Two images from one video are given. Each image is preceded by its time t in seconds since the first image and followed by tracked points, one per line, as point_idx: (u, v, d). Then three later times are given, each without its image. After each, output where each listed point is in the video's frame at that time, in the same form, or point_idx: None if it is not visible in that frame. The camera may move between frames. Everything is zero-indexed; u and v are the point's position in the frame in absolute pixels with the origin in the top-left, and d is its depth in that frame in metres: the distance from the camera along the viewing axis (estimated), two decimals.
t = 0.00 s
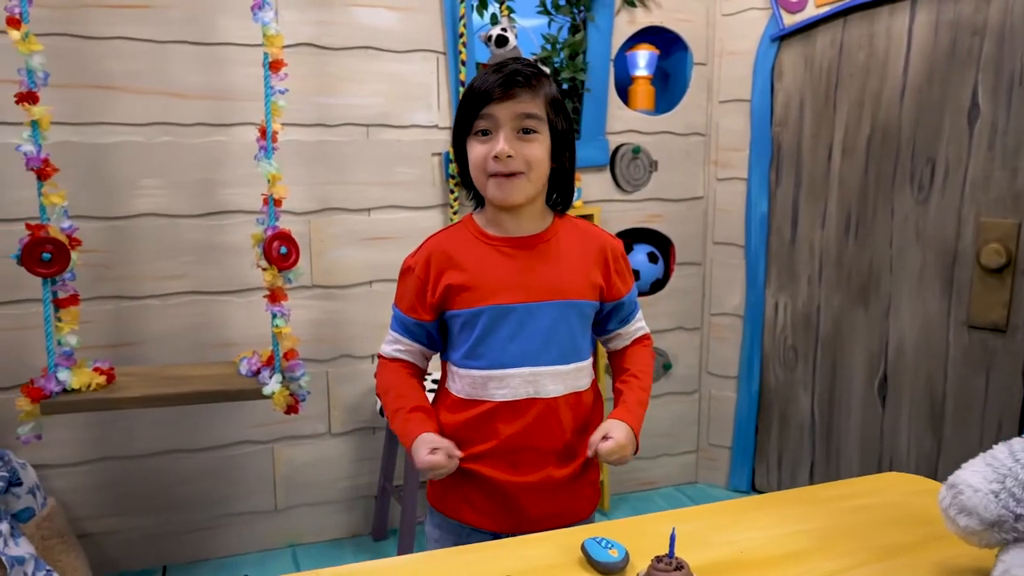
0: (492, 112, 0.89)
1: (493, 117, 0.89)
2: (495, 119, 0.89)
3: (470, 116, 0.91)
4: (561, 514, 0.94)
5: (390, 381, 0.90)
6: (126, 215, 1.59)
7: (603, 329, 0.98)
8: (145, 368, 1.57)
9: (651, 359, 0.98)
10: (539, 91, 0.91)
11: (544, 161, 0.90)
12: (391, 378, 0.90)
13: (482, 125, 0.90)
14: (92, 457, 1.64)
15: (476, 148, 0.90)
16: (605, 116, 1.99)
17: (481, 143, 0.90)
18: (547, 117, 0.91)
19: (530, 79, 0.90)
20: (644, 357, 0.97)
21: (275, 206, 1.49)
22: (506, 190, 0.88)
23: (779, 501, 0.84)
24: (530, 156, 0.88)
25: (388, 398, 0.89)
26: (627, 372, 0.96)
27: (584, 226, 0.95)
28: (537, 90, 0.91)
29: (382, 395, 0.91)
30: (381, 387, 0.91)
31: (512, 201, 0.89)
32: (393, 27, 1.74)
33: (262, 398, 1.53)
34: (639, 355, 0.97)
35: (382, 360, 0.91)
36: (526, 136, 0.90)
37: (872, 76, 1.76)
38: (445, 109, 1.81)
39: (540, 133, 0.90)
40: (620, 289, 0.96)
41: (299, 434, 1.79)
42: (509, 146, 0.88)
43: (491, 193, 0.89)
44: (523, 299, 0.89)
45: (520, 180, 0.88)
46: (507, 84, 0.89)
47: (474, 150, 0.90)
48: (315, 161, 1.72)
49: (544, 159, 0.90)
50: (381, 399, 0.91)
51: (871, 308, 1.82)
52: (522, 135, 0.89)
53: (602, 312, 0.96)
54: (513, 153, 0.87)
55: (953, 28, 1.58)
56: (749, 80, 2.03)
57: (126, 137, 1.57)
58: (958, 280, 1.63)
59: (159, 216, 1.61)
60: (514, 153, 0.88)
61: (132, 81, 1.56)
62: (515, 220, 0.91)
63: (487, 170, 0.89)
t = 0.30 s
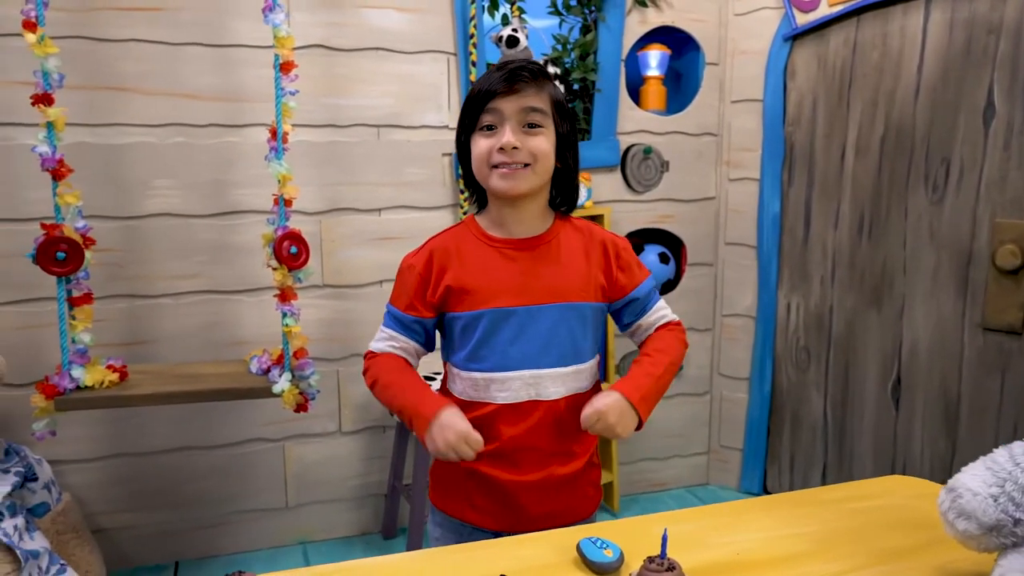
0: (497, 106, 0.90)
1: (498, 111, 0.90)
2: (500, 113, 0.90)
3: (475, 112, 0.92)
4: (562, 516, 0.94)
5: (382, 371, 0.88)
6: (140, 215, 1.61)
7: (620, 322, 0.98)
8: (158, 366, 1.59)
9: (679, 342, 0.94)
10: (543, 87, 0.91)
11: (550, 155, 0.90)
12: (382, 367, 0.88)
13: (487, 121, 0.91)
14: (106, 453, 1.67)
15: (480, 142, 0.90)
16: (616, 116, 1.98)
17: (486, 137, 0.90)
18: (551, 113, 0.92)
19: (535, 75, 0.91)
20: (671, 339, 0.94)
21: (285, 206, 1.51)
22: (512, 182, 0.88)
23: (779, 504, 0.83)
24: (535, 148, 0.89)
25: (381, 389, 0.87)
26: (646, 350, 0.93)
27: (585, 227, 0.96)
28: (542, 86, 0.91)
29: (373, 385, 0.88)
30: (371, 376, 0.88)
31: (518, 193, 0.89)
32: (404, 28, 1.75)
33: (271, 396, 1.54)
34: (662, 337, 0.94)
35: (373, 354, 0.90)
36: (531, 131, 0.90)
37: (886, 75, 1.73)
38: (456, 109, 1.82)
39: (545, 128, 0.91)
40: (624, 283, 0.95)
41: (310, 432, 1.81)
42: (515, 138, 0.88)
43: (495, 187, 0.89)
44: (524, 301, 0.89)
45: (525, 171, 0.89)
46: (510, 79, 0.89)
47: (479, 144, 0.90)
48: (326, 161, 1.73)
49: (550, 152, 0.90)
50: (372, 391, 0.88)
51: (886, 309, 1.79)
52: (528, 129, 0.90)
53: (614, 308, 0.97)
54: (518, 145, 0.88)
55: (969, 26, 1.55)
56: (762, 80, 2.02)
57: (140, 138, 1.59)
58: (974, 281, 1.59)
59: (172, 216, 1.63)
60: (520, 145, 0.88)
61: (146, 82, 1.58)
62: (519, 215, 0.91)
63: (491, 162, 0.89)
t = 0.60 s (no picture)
0: (504, 115, 0.89)
1: (506, 119, 0.89)
2: (508, 121, 0.89)
3: (479, 121, 0.91)
4: (559, 510, 0.95)
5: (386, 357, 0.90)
6: (157, 214, 1.64)
7: (616, 323, 0.97)
8: (173, 363, 1.62)
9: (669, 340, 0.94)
10: (546, 89, 0.91)
11: (559, 159, 0.91)
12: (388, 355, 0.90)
13: (494, 130, 0.90)
14: (123, 448, 1.70)
15: (491, 153, 0.90)
16: (628, 116, 1.98)
17: (495, 147, 0.90)
18: (556, 115, 0.92)
19: (536, 79, 0.91)
20: (663, 338, 0.94)
21: (297, 206, 1.53)
22: (526, 190, 0.89)
23: (776, 504, 0.83)
24: (546, 154, 0.89)
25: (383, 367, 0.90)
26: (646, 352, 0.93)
27: (592, 226, 0.95)
28: (544, 88, 0.91)
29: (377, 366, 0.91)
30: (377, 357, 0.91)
31: (532, 200, 0.90)
32: (417, 29, 1.76)
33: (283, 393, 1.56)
34: (652, 334, 0.94)
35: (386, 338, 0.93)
36: (539, 135, 0.90)
37: (902, 74, 1.68)
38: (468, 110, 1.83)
39: (552, 131, 0.91)
40: (629, 287, 0.95)
41: (322, 429, 1.83)
42: (526, 146, 0.88)
43: (512, 197, 0.89)
44: (522, 304, 0.90)
45: (539, 178, 0.89)
46: (514, 86, 0.89)
47: (490, 155, 0.90)
48: (339, 162, 1.75)
49: (558, 155, 0.91)
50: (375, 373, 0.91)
51: (901, 311, 1.73)
52: (535, 134, 0.90)
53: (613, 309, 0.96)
54: (530, 152, 0.88)
55: (985, 25, 1.49)
56: (776, 79, 2.00)
57: (156, 139, 1.62)
58: (991, 283, 1.52)
59: (188, 216, 1.66)
60: (532, 153, 0.88)
61: (163, 84, 1.60)
62: (532, 219, 0.92)
63: (505, 173, 0.89)
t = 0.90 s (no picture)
0: (500, 115, 0.90)
1: (502, 119, 0.90)
2: (504, 120, 0.90)
3: (475, 121, 0.92)
4: (548, 506, 0.97)
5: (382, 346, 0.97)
6: (170, 212, 1.67)
7: (604, 325, 0.99)
8: (185, 357, 1.65)
9: (653, 342, 0.98)
10: (540, 87, 0.92)
11: (555, 156, 0.92)
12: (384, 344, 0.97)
13: (490, 129, 0.91)
14: (136, 441, 1.73)
15: (488, 152, 0.91)
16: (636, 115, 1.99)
17: (492, 147, 0.91)
18: (551, 112, 0.93)
19: (530, 78, 0.92)
20: (647, 341, 0.98)
21: (307, 204, 1.55)
22: (524, 188, 0.90)
23: (769, 498, 0.84)
24: (542, 151, 0.90)
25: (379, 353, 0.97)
26: (639, 357, 0.96)
27: (585, 225, 0.97)
28: (537, 86, 0.93)
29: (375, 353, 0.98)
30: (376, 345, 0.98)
31: (530, 196, 0.91)
32: (426, 29, 1.78)
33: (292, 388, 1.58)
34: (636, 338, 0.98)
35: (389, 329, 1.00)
36: (534, 133, 0.91)
37: (911, 72, 1.65)
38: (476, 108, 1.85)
39: (547, 128, 0.92)
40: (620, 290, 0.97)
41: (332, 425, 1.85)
42: (523, 145, 0.89)
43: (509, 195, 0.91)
44: (512, 295, 0.92)
45: (536, 175, 0.90)
46: (509, 85, 0.90)
47: (487, 155, 0.91)
48: (349, 160, 1.77)
49: (554, 152, 0.92)
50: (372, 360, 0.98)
51: (909, 310, 1.70)
52: (531, 132, 0.91)
53: (605, 310, 0.98)
54: (527, 151, 0.89)
55: (996, 22, 1.45)
56: (786, 77, 2.00)
57: (169, 138, 1.65)
58: (1001, 282, 1.47)
59: (201, 213, 1.69)
60: (528, 151, 0.89)
61: (176, 84, 1.63)
62: (529, 216, 0.94)
63: (503, 172, 0.90)
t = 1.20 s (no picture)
0: (492, 116, 0.92)
1: (494, 120, 0.92)
2: (496, 121, 0.92)
3: (467, 122, 0.93)
4: (546, 500, 0.98)
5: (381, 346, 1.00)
6: (180, 210, 1.69)
7: (598, 319, 1.01)
8: (193, 354, 1.67)
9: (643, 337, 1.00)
10: (530, 88, 0.94)
11: (546, 155, 0.94)
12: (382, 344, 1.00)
13: (482, 129, 0.93)
14: (146, 436, 1.76)
15: (480, 152, 0.93)
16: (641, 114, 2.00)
17: (484, 147, 0.93)
18: (542, 112, 0.95)
19: (522, 78, 0.94)
20: (637, 336, 1.00)
21: (313, 202, 1.57)
22: (516, 187, 0.92)
23: (761, 492, 0.85)
24: (533, 151, 0.92)
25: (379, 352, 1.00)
26: (634, 350, 0.98)
27: (579, 220, 0.99)
28: (528, 86, 0.94)
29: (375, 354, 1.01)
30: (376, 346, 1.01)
31: (522, 195, 0.93)
32: (432, 30, 1.80)
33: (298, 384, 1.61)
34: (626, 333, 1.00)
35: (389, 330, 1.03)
36: (526, 133, 0.93)
37: (917, 72, 1.64)
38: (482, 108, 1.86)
39: (539, 128, 0.94)
40: (613, 283, 0.99)
41: (338, 421, 1.87)
42: (514, 145, 0.91)
43: (501, 194, 0.92)
44: (508, 291, 0.94)
45: (527, 174, 0.92)
46: (501, 86, 0.92)
47: (479, 155, 0.92)
48: (356, 160, 1.79)
49: (545, 152, 0.94)
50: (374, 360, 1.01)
51: (915, 309, 1.68)
52: (522, 132, 0.93)
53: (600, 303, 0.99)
54: (518, 151, 0.91)
55: (1002, 22, 1.44)
56: (791, 77, 2.00)
57: (179, 137, 1.67)
58: (1006, 282, 1.46)
59: (210, 211, 1.71)
60: (520, 151, 0.91)
61: (185, 84, 1.66)
62: (522, 214, 0.96)
63: (495, 172, 0.92)
